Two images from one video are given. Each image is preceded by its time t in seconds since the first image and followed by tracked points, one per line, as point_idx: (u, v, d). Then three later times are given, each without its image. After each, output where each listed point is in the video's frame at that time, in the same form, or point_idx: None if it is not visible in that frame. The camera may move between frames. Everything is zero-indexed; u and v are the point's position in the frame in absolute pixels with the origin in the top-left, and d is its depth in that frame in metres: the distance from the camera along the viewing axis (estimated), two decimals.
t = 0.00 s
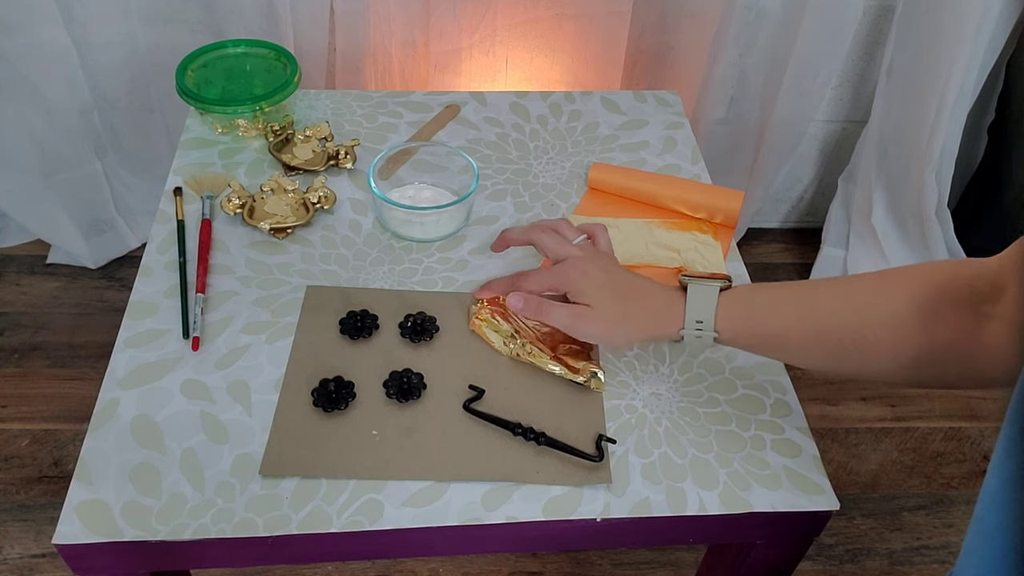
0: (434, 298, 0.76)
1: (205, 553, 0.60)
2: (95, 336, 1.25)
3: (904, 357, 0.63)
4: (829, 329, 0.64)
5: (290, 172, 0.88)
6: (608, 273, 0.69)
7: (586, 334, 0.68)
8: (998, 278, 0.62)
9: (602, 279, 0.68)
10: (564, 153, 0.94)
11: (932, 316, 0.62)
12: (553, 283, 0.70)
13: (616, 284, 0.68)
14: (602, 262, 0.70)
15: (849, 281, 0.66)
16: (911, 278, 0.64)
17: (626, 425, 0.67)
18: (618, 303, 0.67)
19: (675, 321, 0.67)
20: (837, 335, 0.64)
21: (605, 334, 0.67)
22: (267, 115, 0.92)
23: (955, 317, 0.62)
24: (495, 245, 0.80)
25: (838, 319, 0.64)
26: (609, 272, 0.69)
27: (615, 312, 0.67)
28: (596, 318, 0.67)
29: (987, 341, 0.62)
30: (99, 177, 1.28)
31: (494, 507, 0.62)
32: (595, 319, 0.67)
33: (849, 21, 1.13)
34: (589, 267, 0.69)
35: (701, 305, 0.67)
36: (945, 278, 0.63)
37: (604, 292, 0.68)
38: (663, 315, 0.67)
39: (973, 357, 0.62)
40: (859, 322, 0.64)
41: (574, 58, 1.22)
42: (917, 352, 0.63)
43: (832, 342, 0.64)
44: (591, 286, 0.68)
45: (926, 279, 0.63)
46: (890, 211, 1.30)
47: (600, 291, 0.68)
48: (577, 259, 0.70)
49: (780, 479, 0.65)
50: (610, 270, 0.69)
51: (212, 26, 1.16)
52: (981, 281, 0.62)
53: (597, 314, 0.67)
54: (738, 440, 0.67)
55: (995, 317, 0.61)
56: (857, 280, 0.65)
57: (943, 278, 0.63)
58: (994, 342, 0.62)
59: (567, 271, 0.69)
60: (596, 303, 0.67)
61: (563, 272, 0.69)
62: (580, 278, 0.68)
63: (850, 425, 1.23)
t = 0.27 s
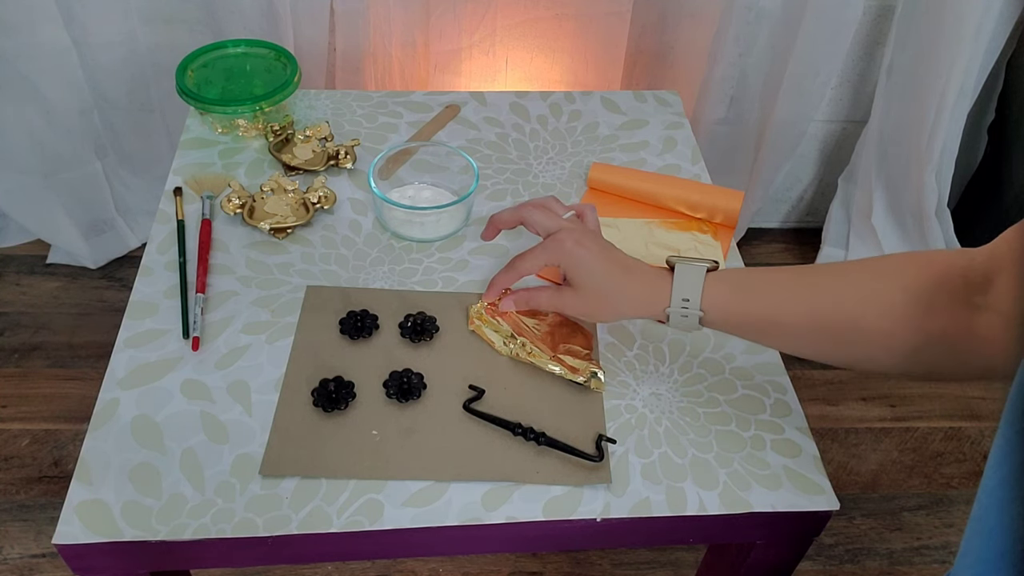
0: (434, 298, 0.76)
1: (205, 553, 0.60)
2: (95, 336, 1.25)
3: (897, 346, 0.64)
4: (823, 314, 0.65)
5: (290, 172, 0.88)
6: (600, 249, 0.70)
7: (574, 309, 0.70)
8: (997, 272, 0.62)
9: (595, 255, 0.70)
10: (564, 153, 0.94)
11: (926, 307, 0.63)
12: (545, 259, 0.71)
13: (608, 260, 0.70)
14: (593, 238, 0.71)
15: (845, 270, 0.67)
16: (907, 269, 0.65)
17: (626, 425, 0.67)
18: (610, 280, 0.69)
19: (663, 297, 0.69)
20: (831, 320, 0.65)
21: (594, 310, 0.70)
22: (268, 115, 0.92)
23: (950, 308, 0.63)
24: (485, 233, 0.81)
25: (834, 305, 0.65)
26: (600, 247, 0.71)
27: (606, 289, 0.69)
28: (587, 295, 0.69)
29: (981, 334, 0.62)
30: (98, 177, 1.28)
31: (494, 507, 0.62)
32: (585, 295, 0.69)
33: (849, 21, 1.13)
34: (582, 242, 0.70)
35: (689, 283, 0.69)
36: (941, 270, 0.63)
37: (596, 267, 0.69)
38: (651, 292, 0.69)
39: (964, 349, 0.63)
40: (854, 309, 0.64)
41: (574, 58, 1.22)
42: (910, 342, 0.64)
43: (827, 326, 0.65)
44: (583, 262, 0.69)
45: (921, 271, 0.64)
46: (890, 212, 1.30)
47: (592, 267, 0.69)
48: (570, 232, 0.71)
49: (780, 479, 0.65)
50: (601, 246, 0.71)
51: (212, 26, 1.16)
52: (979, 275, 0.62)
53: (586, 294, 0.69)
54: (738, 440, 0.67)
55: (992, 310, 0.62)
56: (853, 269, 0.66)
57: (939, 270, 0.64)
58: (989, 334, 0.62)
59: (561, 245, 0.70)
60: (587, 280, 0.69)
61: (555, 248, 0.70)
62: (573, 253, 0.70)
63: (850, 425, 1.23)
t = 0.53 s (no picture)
0: (433, 297, 0.76)
1: (205, 553, 0.60)
2: (95, 336, 1.25)
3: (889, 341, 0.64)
4: (816, 310, 0.65)
5: (290, 172, 0.88)
6: (591, 246, 0.70)
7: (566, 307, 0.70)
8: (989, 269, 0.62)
9: (585, 253, 0.70)
10: (564, 153, 0.94)
11: (920, 303, 0.63)
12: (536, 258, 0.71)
13: (599, 257, 0.70)
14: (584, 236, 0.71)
15: (839, 264, 0.66)
16: (902, 264, 0.64)
17: (626, 425, 0.67)
18: (601, 277, 0.69)
19: (654, 295, 0.69)
20: (824, 316, 0.65)
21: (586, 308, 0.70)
22: (267, 115, 0.92)
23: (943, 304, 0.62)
24: (478, 240, 0.80)
25: (825, 301, 0.65)
26: (591, 245, 0.71)
27: (597, 286, 0.69)
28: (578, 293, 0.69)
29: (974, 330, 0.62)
30: (98, 177, 1.28)
31: (494, 507, 0.62)
32: (577, 294, 0.69)
33: (849, 21, 1.13)
34: (573, 240, 0.71)
35: (680, 280, 0.68)
36: (935, 265, 0.63)
37: (586, 265, 0.69)
38: (642, 290, 0.69)
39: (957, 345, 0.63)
40: (847, 305, 0.64)
41: (574, 58, 1.22)
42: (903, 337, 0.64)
43: (820, 322, 0.65)
44: (573, 259, 0.69)
45: (916, 266, 0.64)
46: (890, 211, 1.30)
47: (583, 264, 0.69)
48: (560, 231, 0.71)
49: (780, 479, 0.65)
50: (592, 243, 0.71)
51: (212, 26, 1.17)
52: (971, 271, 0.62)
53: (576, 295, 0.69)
54: (738, 440, 0.67)
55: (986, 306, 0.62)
56: (847, 263, 0.66)
57: (934, 265, 0.63)
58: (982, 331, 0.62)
59: (551, 244, 0.71)
60: (577, 278, 0.69)
61: (546, 247, 0.71)
62: (563, 251, 0.70)
63: (850, 425, 1.23)
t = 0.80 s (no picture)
0: (434, 297, 0.76)
1: (205, 553, 0.60)
2: (95, 336, 1.25)
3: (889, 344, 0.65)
4: (817, 311, 0.65)
5: (290, 172, 0.88)
6: (602, 239, 0.70)
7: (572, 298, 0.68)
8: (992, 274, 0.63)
9: (597, 244, 0.69)
10: (564, 153, 0.94)
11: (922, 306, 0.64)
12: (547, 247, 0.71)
13: (610, 252, 0.69)
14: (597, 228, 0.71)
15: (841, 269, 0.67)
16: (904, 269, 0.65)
17: (626, 425, 0.67)
18: (610, 267, 0.68)
19: (665, 292, 0.68)
20: (825, 317, 0.65)
21: (591, 299, 0.67)
22: (267, 115, 0.92)
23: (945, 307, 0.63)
24: (493, 231, 0.80)
25: (827, 303, 0.65)
26: (602, 238, 0.70)
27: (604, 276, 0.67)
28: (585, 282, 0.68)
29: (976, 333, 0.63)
30: (98, 177, 1.28)
31: (494, 507, 0.62)
32: (585, 283, 0.68)
33: (849, 21, 1.13)
34: (585, 232, 0.70)
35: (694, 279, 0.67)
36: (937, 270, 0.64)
37: (596, 255, 0.68)
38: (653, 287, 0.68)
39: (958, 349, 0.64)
40: (849, 307, 0.65)
41: (574, 58, 1.22)
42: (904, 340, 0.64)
43: (821, 323, 0.65)
44: (585, 250, 0.69)
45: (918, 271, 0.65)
46: (889, 211, 1.30)
47: (593, 255, 0.68)
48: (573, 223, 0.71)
49: (780, 479, 0.65)
50: (603, 237, 0.70)
51: (212, 26, 1.16)
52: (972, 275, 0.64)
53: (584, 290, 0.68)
54: (738, 440, 0.67)
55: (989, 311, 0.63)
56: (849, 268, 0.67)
57: (937, 270, 0.64)
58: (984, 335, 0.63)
59: (563, 233, 0.70)
60: (586, 267, 0.68)
61: (559, 236, 0.70)
62: (574, 241, 0.69)
63: (850, 425, 1.23)
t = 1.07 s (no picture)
0: (434, 298, 0.76)
1: (205, 553, 0.60)
2: (95, 336, 1.25)
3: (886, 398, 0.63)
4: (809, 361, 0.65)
5: (290, 172, 0.88)
6: (626, 296, 0.68)
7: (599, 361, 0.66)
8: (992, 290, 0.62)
9: (620, 302, 0.68)
10: (564, 153, 0.94)
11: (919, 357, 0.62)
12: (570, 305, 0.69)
13: (639, 313, 0.67)
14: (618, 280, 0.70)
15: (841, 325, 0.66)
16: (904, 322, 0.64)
17: (626, 425, 0.67)
18: (634, 326, 0.66)
19: (697, 355, 0.66)
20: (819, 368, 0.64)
21: (618, 360, 0.65)
22: (267, 115, 0.92)
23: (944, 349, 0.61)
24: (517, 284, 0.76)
25: (821, 356, 0.64)
26: (627, 296, 0.68)
27: (630, 334, 0.66)
28: (610, 342, 0.66)
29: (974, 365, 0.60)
30: (98, 177, 1.28)
31: (494, 507, 0.62)
32: (610, 343, 0.66)
33: (849, 21, 1.13)
34: (608, 288, 0.69)
35: (726, 340, 0.66)
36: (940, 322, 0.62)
37: (623, 314, 0.67)
38: (682, 348, 0.66)
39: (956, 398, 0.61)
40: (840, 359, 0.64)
41: (574, 58, 1.22)
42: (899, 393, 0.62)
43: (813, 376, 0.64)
44: (610, 306, 0.67)
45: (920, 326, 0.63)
46: (890, 212, 1.30)
47: (619, 312, 0.67)
48: (601, 280, 0.70)
49: (780, 479, 0.65)
50: (627, 294, 0.69)
51: (212, 26, 1.16)
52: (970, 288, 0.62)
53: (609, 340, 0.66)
54: (738, 440, 0.67)
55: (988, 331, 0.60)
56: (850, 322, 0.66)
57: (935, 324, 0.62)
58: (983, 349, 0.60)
59: (586, 292, 0.69)
60: (612, 326, 0.66)
61: (583, 293, 0.69)
62: (598, 298, 0.68)
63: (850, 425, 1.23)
